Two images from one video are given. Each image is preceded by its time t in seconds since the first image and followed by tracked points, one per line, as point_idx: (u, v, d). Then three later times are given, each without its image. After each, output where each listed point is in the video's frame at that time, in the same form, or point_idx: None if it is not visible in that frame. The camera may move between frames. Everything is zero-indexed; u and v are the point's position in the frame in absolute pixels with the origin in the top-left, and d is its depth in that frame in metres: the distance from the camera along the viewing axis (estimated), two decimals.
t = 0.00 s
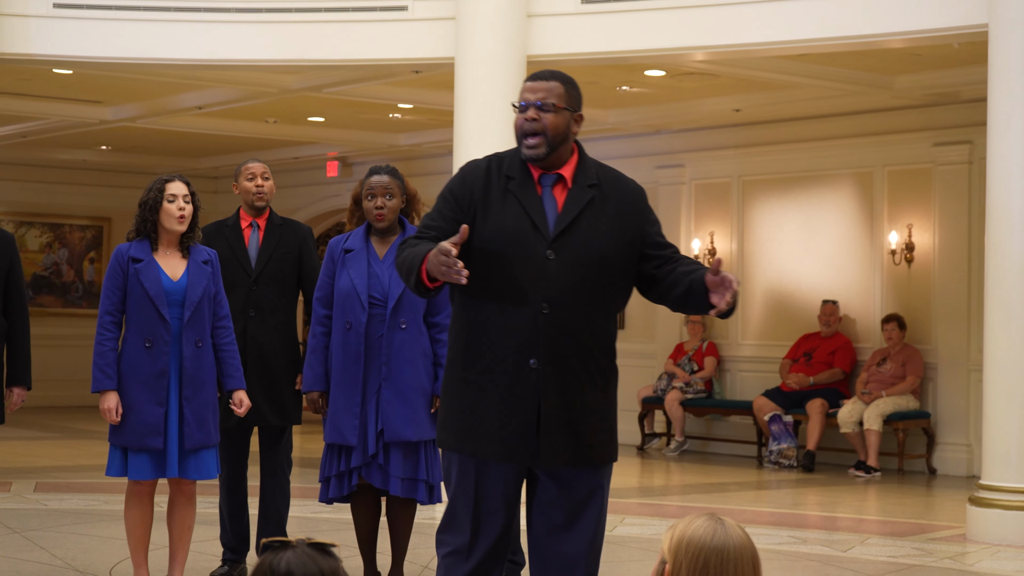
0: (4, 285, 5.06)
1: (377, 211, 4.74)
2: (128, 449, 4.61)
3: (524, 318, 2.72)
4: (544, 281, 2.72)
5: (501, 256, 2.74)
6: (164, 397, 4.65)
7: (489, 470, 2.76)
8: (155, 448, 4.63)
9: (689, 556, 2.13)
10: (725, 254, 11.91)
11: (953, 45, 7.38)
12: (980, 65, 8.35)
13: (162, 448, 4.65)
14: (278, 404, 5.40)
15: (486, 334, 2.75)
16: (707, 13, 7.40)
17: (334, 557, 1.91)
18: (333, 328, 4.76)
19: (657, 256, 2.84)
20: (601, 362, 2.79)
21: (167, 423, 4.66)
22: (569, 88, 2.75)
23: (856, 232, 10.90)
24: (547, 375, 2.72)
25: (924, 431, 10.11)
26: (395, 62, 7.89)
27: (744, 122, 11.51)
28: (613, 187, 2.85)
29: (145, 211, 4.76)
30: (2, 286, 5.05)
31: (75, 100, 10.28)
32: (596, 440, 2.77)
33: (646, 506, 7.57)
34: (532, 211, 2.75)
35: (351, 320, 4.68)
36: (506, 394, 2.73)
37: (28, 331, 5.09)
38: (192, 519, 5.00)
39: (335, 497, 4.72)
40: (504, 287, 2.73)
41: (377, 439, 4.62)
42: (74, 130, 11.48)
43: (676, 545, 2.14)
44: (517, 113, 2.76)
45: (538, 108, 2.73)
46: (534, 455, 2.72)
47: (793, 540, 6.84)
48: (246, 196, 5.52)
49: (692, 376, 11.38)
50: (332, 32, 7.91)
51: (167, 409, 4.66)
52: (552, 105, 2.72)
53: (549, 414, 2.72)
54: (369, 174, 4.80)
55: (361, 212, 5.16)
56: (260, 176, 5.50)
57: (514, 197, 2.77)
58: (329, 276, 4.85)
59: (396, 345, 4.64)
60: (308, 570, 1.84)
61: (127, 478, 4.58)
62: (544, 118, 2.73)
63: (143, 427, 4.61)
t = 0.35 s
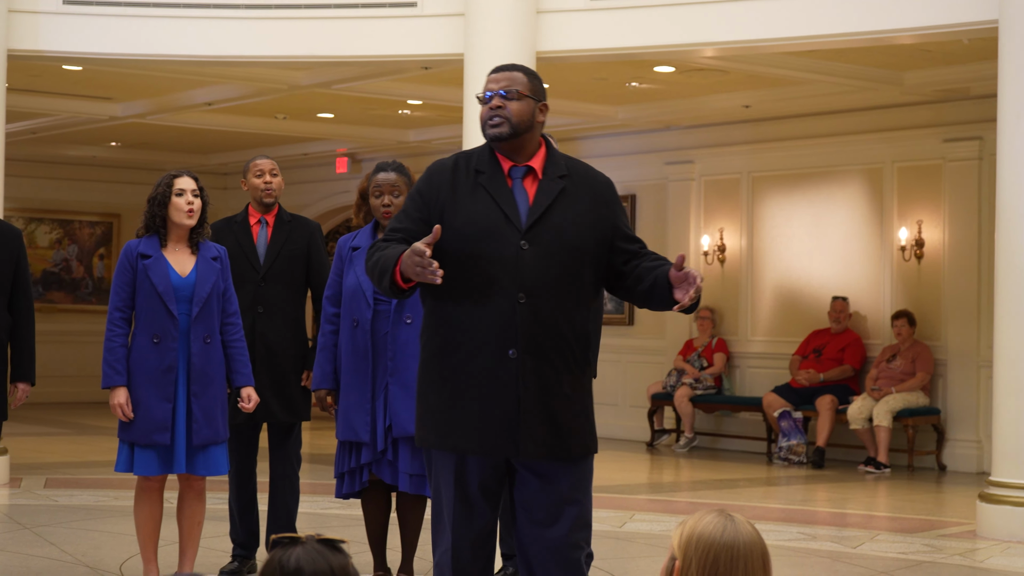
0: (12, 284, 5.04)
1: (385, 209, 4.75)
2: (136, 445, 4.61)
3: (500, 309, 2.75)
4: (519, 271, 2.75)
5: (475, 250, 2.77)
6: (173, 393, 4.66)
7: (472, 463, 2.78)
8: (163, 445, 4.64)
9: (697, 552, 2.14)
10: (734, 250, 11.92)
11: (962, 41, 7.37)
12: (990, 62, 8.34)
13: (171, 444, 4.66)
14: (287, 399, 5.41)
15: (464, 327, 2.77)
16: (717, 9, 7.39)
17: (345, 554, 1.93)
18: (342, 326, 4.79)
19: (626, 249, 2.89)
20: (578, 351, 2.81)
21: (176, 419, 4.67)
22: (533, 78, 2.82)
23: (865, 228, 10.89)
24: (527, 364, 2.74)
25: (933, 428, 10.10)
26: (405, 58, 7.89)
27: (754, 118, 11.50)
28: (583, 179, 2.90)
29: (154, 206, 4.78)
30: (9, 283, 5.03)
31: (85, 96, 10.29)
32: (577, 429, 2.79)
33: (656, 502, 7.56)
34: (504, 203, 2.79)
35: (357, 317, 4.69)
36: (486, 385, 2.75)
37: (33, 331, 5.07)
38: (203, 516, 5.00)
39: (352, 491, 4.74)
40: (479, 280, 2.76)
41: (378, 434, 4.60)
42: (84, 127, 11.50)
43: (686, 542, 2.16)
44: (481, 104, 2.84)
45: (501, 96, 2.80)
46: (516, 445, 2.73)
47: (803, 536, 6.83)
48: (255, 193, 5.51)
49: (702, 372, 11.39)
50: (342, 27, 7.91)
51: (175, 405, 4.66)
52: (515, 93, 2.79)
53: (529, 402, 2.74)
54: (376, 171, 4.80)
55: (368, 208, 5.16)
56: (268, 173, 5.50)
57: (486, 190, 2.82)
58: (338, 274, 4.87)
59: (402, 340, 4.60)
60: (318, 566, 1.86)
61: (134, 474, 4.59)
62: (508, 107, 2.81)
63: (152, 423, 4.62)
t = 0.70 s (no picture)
0: (24, 279, 5.07)
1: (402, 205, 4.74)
2: (153, 440, 4.63)
3: (485, 303, 2.75)
4: (503, 264, 2.75)
5: (458, 245, 2.77)
6: (189, 387, 4.66)
7: (465, 458, 2.78)
8: (181, 439, 4.65)
9: (714, 548, 2.02)
10: (750, 244, 11.91)
11: (977, 34, 7.34)
12: (1006, 55, 8.32)
13: (187, 438, 4.66)
14: (302, 395, 5.41)
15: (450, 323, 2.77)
16: (734, 2, 7.38)
17: (361, 547, 1.82)
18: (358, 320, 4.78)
19: (606, 243, 2.89)
20: (564, 343, 2.81)
21: (192, 413, 4.67)
22: (509, 71, 2.81)
23: (882, 222, 10.87)
24: (514, 356, 2.74)
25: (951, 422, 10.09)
26: (420, 52, 7.89)
27: (771, 113, 11.49)
28: (563, 171, 2.90)
29: (170, 201, 4.78)
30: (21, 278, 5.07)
31: (101, 92, 10.31)
32: (565, 420, 2.80)
33: (672, 497, 7.57)
34: (485, 197, 2.79)
35: (372, 313, 4.69)
36: (475, 379, 2.75)
37: (45, 325, 5.10)
38: (219, 511, 5.01)
39: (364, 486, 4.75)
40: (464, 275, 2.76)
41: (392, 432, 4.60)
42: (99, 122, 11.52)
43: (702, 536, 2.04)
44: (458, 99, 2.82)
45: (479, 89, 2.79)
46: (508, 438, 2.74)
47: (819, 531, 6.82)
48: (269, 187, 5.55)
49: (718, 366, 11.38)
50: (361, 22, 7.92)
51: (192, 400, 4.67)
52: (493, 85, 2.78)
53: (518, 394, 2.74)
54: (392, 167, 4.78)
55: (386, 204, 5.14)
56: (282, 168, 5.53)
57: (466, 185, 2.81)
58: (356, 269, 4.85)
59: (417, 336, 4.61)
60: (335, 562, 1.74)
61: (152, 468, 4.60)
62: (485, 101, 2.79)
63: (169, 417, 4.63)
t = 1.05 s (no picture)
0: (36, 277, 5.07)
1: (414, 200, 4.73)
2: (165, 437, 4.63)
3: (477, 299, 2.75)
4: (493, 259, 2.75)
5: (448, 245, 2.78)
6: (201, 385, 4.66)
7: (464, 454, 2.80)
8: (191, 437, 4.65)
9: (726, 544, 1.98)
10: (761, 240, 11.90)
11: (989, 29, 7.32)
12: (1018, 50, 8.30)
13: (199, 436, 4.67)
14: (311, 391, 5.42)
15: (443, 322, 2.78)
16: None
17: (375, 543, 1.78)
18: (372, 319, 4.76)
19: (596, 236, 2.89)
20: (559, 337, 2.81)
21: (204, 411, 4.67)
22: (493, 66, 2.81)
23: (894, 217, 10.85)
24: (507, 352, 2.74)
25: (962, 418, 10.08)
26: (431, 49, 7.89)
27: (782, 108, 11.49)
28: (553, 164, 2.90)
29: (178, 197, 4.84)
30: (33, 276, 5.05)
31: (112, 89, 10.33)
32: (561, 414, 2.80)
33: (683, 493, 7.56)
34: (474, 195, 2.79)
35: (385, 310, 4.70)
36: (469, 377, 2.75)
37: (57, 324, 5.09)
38: (229, 507, 5.03)
39: (372, 482, 4.76)
40: (455, 274, 2.77)
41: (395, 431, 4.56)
42: (110, 119, 11.54)
43: (714, 532, 1.99)
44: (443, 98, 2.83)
45: (463, 86, 2.79)
46: (503, 434, 2.74)
47: (830, 527, 6.81)
48: (277, 182, 5.56)
49: (729, 363, 11.37)
50: (372, 18, 7.92)
51: (204, 398, 4.67)
52: (476, 81, 2.78)
53: (512, 390, 2.74)
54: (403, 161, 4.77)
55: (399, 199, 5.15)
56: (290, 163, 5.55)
57: (455, 183, 2.81)
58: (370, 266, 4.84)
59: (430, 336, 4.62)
60: (347, 557, 1.71)
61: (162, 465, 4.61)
62: (469, 98, 2.80)
63: (181, 415, 4.63)
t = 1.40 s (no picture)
0: (50, 272, 5.08)
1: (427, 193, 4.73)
2: (178, 432, 4.63)
3: (473, 298, 2.75)
4: (488, 257, 2.74)
5: (443, 245, 2.78)
6: (214, 379, 4.67)
7: (467, 452, 2.79)
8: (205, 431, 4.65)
9: (739, 541, 2.00)
10: (773, 236, 11.89)
11: (1001, 25, 7.30)
12: None
13: (212, 430, 4.66)
14: (321, 387, 5.43)
15: (440, 322, 2.79)
16: None
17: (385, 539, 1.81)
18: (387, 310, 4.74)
19: (594, 230, 2.86)
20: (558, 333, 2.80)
21: (217, 406, 4.67)
22: (485, 63, 2.80)
23: (905, 214, 10.85)
24: (504, 349, 2.74)
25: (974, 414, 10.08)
26: (443, 45, 7.89)
27: (793, 104, 11.48)
28: (550, 159, 2.87)
29: (191, 198, 4.83)
30: (47, 272, 5.06)
31: (123, 85, 10.34)
32: (561, 410, 2.79)
33: (695, 489, 7.57)
34: (469, 194, 2.79)
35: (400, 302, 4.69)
36: (467, 375, 2.76)
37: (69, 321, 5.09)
38: (241, 502, 5.02)
39: (391, 476, 4.75)
40: (451, 274, 2.77)
41: (406, 421, 4.54)
42: (121, 115, 11.56)
43: (727, 529, 2.02)
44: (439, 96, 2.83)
45: (456, 84, 2.79)
46: (503, 431, 2.74)
47: (842, 523, 6.80)
48: (286, 182, 5.56)
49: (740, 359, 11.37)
50: (385, 13, 7.92)
51: (217, 392, 4.67)
52: (470, 79, 2.78)
53: (509, 388, 2.74)
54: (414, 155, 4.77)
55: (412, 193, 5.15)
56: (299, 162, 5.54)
57: (451, 183, 2.81)
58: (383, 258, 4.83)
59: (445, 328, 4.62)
60: (358, 553, 1.73)
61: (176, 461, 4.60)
62: (463, 95, 2.79)
63: (195, 409, 4.63)
